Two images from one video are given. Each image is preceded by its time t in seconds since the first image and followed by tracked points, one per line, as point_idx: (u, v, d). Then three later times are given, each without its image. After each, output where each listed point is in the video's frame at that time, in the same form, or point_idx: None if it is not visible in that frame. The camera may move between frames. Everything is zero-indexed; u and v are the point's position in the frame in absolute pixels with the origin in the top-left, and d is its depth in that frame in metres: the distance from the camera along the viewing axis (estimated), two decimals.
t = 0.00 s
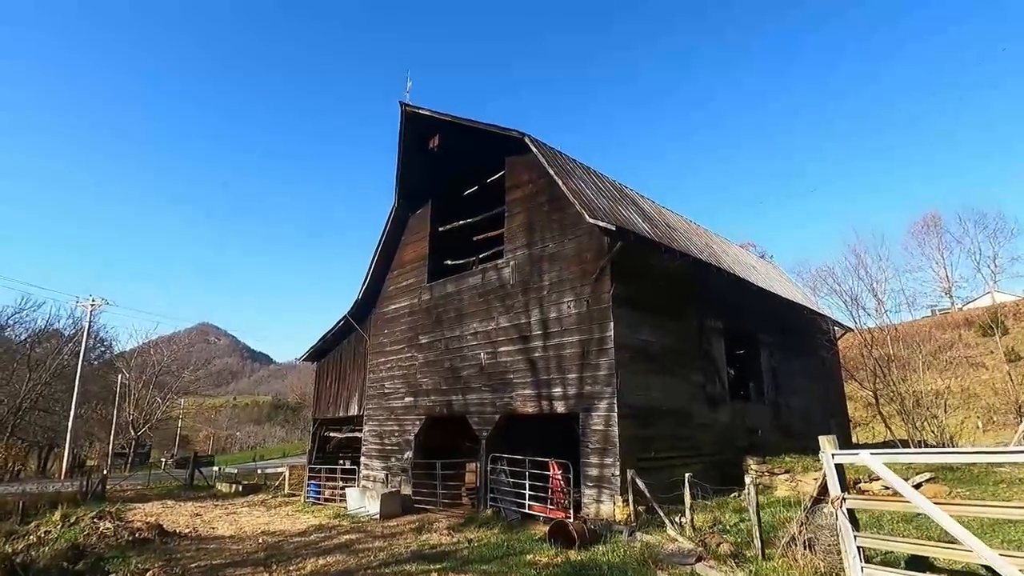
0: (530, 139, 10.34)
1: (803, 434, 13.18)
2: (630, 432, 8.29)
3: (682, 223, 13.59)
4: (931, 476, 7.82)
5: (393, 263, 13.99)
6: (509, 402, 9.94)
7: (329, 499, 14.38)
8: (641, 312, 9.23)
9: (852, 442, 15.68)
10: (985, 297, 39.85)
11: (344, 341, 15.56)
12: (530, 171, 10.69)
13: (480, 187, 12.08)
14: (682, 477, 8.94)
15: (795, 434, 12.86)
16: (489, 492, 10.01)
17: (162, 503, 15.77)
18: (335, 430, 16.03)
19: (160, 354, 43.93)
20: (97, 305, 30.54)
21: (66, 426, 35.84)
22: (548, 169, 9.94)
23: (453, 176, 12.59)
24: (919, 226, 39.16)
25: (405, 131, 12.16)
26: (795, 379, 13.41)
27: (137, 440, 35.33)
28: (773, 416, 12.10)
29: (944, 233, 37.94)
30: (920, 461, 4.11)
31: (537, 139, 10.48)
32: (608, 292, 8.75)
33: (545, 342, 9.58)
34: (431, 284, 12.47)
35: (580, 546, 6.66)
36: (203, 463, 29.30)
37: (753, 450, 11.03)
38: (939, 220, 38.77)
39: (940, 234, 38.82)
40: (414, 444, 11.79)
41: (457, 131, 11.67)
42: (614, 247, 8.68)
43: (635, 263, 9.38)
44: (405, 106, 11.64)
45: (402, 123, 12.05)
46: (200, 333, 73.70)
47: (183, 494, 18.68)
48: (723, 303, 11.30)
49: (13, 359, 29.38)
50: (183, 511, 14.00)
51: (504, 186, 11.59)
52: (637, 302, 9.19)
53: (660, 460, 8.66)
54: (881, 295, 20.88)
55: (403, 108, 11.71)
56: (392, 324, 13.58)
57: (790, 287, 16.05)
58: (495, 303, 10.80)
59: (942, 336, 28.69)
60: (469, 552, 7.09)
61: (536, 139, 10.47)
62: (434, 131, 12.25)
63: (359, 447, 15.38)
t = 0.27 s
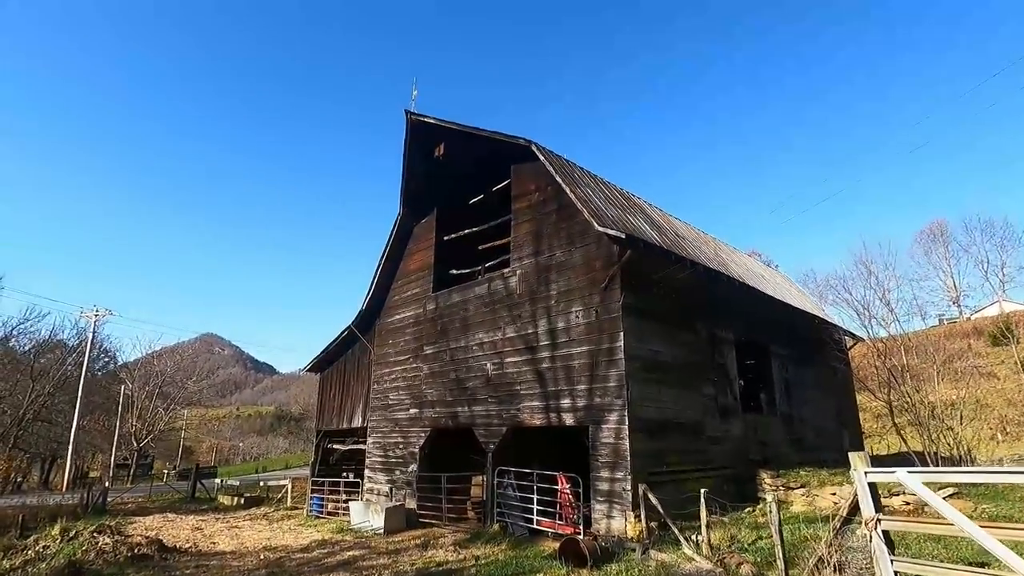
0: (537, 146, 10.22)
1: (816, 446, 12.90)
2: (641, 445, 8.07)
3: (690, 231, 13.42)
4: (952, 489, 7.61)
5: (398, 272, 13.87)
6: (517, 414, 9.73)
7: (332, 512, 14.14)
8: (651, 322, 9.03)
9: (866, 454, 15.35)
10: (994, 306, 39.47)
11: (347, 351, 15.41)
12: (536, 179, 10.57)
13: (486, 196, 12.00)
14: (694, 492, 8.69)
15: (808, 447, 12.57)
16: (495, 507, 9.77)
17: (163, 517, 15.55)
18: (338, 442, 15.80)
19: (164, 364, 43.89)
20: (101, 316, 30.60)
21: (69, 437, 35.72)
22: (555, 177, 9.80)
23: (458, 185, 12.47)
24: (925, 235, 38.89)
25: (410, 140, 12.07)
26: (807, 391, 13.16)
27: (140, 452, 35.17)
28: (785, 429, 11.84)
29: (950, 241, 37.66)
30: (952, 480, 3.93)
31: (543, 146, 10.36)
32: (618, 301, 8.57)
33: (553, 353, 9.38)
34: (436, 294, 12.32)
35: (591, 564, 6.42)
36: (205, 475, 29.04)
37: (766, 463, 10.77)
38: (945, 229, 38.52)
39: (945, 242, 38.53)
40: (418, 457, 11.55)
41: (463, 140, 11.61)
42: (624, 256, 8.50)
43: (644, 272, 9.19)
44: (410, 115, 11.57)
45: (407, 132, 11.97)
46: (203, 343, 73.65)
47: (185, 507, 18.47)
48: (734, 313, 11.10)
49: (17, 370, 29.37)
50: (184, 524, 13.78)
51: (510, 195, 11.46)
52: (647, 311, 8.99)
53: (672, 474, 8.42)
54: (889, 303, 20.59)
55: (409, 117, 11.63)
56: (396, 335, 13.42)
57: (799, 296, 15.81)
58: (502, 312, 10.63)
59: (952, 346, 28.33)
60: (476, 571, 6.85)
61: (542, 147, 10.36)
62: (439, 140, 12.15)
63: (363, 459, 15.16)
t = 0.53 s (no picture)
0: (543, 153, 10.12)
1: (826, 458, 12.65)
2: (653, 457, 7.87)
3: (697, 240, 13.29)
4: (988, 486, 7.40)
5: (401, 281, 13.72)
6: (523, 425, 9.52)
7: (333, 526, 13.88)
8: (661, 331, 8.87)
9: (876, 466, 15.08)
10: (997, 317, 39.26)
11: (350, 361, 15.22)
12: (542, 186, 10.46)
13: (490, 204, 11.83)
14: (706, 505, 8.47)
15: (819, 458, 12.34)
16: (502, 520, 9.54)
17: (161, 531, 15.28)
18: (339, 454, 15.54)
19: (164, 376, 43.67)
20: (101, 326, 30.47)
21: (67, 448, 35.43)
22: (562, 184, 9.69)
23: (463, 193, 12.36)
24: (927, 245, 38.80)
25: (415, 148, 11.98)
26: (817, 401, 12.95)
27: (138, 464, 34.85)
28: (796, 440, 11.62)
29: (951, 251, 37.56)
30: (985, 492, 3.80)
31: (550, 154, 10.26)
32: (627, 308, 8.41)
33: (560, 362, 9.21)
34: (440, 303, 12.17)
35: None
36: (204, 488, 28.68)
37: (778, 475, 10.53)
38: (947, 239, 38.43)
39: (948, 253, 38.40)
40: (422, 469, 11.32)
41: (468, 148, 11.47)
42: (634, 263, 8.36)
43: (654, 280, 9.04)
44: (415, 121, 11.49)
45: (412, 140, 11.89)
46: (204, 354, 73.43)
47: (183, 520, 18.18)
48: (743, 322, 10.94)
49: (17, 381, 29.18)
50: (182, 538, 13.51)
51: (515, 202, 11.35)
52: (656, 320, 8.83)
53: (683, 486, 8.20)
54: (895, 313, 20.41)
55: (413, 124, 11.55)
56: (399, 344, 13.25)
57: (806, 305, 15.65)
58: (508, 321, 10.47)
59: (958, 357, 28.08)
60: None
61: (549, 154, 10.26)
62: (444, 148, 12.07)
63: (365, 471, 14.92)
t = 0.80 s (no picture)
0: (553, 161, 10.00)
1: (842, 470, 12.37)
2: (668, 470, 7.64)
3: (707, 248, 13.10)
4: None
5: (408, 291, 13.57)
6: (534, 436, 9.31)
7: (338, 540, 13.62)
8: (675, 340, 8.67)
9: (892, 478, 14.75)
10: (1008, 326, 38.76)
11: (355, 372, 15.03)
12: (552, 193, 10.32)
13: (498, 212, 11.68)
14: (723, 520, 8.23)
15: (835, 471, 12.05)
16: (512, 535, 9.30)
17: (163, 545, 15.04)
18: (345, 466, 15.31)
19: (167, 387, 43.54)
20: (106, 337, 30.44)
21: (70, 460, 35.24)
22: (572, 191, 9.55)
23: (470, 201, 12.24)
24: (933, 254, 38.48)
25: (422, 156, 11.88)
26: (831, 412, 12.69)
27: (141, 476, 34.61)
28: (812, 452, 11.35)
29: (958, 260, 37.24)
30: None
31: (560, 161, 10.14)
32: (641, 317, 8.22)
33: (571, 372, 9.01)
34: (448, 313, 12.01)
35: None
36: (207, 500, 28.45)
37: (794, 488, 10.27)
38: (955, 248, 38.10)
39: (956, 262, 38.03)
40: (429, 482, 11.08)
41: (476, 155, 11.36)
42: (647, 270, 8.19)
43: (667, 288, 8.86)
44: (422, 129, 11.39)
45: (419, 148, 11.79)
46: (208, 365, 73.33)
47: (186, 534, 17.94)
48: (757, 331, 10.73)
49: (21, 393, 29.10)
50: (185, 553, 13.28)
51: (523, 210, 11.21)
52: (670, 329, 8.64)
53: (700, 501, 7.96)
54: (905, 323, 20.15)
55: (421, 132, 11.46)
56: (406, 355, 13.07)
57: (818, 314, 15.41)
58: (517, 331, 10.29)
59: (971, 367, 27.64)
60: None
61: (559, 161, 10.13)
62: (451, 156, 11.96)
63: (370, 484, 14.68)
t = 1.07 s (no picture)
0: (561, 168, 9.88)
1: (857, 483, 12.09)
2: (682, 483, 7.42)
3: (716, 257, 12.93)
4: None
5: (413, 300, 13.41)
6: (542, 448, 9.09)
7: (341, 555, 13.35)
8: (687, 349, 8.48)
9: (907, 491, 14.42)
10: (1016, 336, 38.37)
11: (359, 382, 14.84)
12: (559, 201, 10.19)
13: (504, 221, 11.56)
14: (738, 535, 7.98)
15: (849, 483, 11.77)
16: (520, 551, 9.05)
17: (163, 559, 14.77)
18: (348, 479, 15.05)
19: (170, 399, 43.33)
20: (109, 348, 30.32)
21: (71, 473, 34.98)
22: (581, 198, 9.41)
23: (476, 209, 12.12)
24: (939, 264, 38.18)
25: (427, 163, 11.78)
26: (844, 423, 12.44)
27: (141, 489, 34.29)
28: (826, 464, 11.09)
29: (964, 270, 36.94)
30: None
31: (567, 168, 10.02)
32: (652, 325, 8.05)
33: (580, 382, 8.81)
34: (453, 322, 11.84)
35: None
36: (208, 514, 28.13)
37: (809, 502, 10.01)
38: (961, 258, 37.83)
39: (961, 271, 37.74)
40: (434, 495, 10.83)
41: (482, 163, 11.25)
42: (658, 277, 8.02)
43: (678, 296, 8.68)
44: (428, 137, 11.31)
45: (425, 156, 11.69)
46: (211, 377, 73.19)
47: (187, 548, 17.66)
48: (769, 340, 10.53)
49: (22, 404, 28.94)
50: (185, 568, 13.02)
51: (530, 218, 11.07)
52: (682, 338, 8.45)
53: (714, 515, 7.73)
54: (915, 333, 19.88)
55: (426, 140, 11.37)
56: (411, 365, 12.88)
57: (828, 324, 15.20)
58: (524, 340, 10.10)
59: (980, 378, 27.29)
60: None
61: (566, 168, 10.02)
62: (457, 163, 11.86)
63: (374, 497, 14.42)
